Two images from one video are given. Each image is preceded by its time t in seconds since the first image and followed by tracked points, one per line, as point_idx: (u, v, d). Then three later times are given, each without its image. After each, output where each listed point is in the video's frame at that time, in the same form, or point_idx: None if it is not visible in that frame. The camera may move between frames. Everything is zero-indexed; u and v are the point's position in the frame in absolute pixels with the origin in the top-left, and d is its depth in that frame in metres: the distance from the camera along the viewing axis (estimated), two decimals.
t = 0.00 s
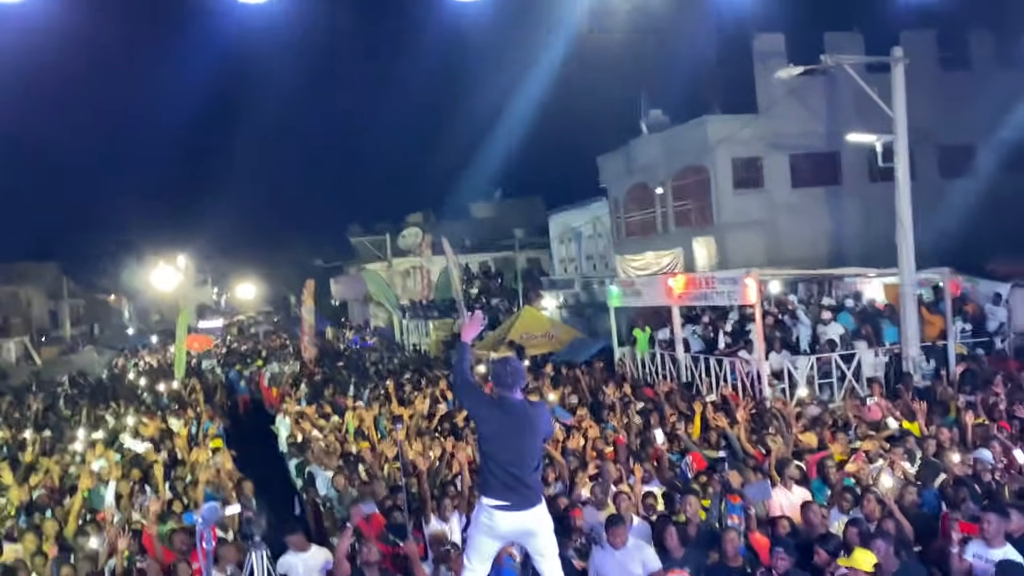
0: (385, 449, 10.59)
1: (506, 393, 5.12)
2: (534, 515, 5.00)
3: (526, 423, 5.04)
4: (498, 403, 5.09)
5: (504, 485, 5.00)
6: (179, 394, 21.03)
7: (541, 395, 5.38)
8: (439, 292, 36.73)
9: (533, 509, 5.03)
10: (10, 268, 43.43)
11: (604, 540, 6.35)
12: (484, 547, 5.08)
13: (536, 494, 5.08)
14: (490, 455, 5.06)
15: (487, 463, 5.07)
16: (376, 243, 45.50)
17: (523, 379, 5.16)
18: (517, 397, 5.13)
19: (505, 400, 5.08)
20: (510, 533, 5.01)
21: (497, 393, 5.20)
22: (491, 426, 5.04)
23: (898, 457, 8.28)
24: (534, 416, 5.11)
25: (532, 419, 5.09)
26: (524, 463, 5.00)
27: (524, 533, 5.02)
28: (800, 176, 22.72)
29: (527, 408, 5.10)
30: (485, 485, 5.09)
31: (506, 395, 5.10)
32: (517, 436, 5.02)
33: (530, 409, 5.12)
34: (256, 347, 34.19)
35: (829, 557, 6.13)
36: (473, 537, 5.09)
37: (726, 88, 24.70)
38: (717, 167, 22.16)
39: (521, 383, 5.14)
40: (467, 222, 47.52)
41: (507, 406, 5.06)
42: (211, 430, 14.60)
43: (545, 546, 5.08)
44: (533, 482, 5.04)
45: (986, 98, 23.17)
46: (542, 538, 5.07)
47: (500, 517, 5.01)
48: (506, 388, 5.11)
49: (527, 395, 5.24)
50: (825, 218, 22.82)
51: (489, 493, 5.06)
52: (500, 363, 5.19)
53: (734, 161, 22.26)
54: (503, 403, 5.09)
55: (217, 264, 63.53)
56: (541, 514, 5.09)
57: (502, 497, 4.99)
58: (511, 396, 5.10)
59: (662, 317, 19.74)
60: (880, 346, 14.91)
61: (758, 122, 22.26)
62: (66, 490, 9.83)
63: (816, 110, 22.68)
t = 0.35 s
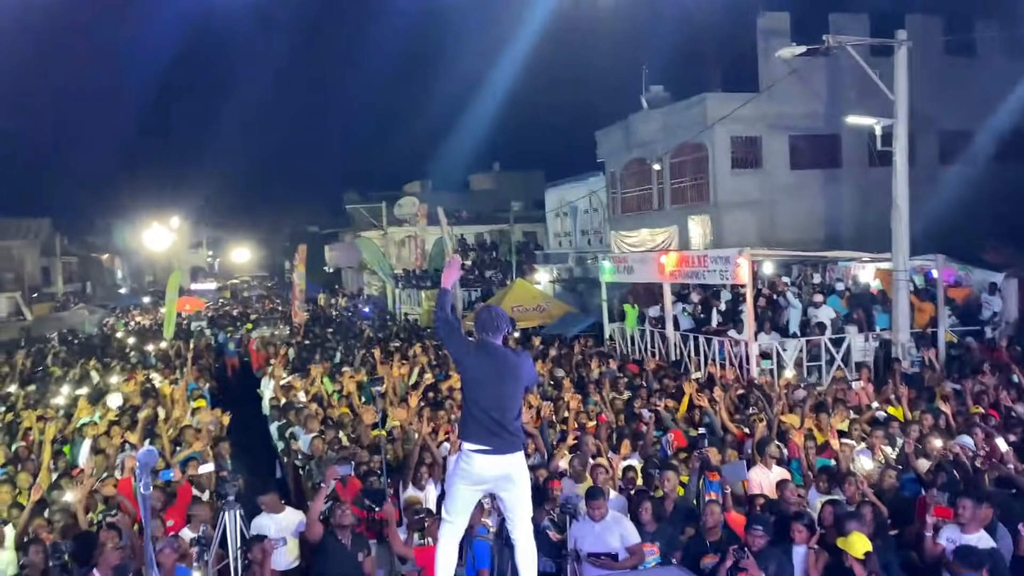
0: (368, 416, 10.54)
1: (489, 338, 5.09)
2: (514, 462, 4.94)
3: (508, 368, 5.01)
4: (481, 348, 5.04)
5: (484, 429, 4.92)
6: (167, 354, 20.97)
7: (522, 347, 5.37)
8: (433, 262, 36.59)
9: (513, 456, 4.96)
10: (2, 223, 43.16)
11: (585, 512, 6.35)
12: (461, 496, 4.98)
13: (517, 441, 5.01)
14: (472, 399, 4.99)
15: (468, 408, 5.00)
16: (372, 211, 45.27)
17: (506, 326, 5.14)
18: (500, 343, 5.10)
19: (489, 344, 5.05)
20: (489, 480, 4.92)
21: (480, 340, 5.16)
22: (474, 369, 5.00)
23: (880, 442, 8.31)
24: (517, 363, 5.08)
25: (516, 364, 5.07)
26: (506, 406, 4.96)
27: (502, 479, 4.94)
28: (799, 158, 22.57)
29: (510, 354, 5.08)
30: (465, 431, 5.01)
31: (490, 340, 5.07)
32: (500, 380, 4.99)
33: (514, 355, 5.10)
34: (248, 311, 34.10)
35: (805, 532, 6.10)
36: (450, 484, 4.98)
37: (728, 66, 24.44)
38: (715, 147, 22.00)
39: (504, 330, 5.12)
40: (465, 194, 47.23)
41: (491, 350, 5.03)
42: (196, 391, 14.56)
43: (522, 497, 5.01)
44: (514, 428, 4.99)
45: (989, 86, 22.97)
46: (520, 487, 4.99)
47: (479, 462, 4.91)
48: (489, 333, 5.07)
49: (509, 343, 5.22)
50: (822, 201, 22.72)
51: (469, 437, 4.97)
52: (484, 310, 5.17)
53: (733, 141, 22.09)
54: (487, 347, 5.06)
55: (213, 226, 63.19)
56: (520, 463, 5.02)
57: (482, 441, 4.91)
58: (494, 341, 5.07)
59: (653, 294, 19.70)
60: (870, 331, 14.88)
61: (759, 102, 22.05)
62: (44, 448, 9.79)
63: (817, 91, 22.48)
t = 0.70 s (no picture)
0: (439, 428, 10.63)
1: (537, 372, 5.03)
2: (563, 500, 4.91)
3: (558, 405, 4.93)
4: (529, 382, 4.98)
5: (533, 466, 4.87)
6: (252, 359, 21.55)
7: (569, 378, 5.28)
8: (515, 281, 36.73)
9: (561, 493, 4.94)
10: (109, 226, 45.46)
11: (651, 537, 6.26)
12: (510, 530, 4.94)
13: (564, 477, 4.97)
14: (519, 434, 4.93)
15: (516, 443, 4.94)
16: (458, 228, 45.78)
17: (554, 359, 5.06)
18: (548, 376, 5.04)
19: (539, 379, 4.98)
20: (536, 516, 4.90)
21: (527, 373, 5.09)
22: (522, 405, 4.91)
23: (961, 485, 8.03)
24: (566, 399, 5.01)
25: (566, 401, 4.99)
26: (556, 445, 4.90)
27: (551, 516, 4.91)
28: (893, 190, 21.87)
29: (558, 389, 5.01)
30: (511, 466, 4.95)
31: (538, 374, 5.01)
32: (549, 416, 4.91)
33: (562, 391, 5.02)
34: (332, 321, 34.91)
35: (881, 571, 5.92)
36: (495, 519, 4.93)
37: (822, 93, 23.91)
38: (807, 176, 21.49)
39: (551, 364, 5.04)
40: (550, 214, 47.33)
41: (540, 386, 4.96)
42: (277, 394, 14.95)
43: (568, 531, 5.02)
44: (563, 464, 4.94)
45: None
46: (567, 523, 5.00)
47: (527, 499, 4.87)
48: (537, 367, 5.00)
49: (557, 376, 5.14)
50: (916, 236, 21.96)
51: (516, 474, 4.92)
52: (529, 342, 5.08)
53: (825, 170, 21.53)
54: (535, 381, 5.00)
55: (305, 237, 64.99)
56: (567, 499, 5.00)
57: (531, 479, 4.87)
58: (544, 375, 5.01)
59: (735, 323, 19.33)
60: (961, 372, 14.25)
61: (854, 132, 21.47)
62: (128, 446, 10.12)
63: (915, 123, 21.78)
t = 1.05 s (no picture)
0: (465, 423, 10.70)
1: (561, 342, 5.20)
2: (576, 466, 4.92)
3: (575, 371, 5.04)
4: (552, 349, 5.15)
5: (547, 430, 4.95)
6: (286, 352, 21.77)
7: (597, 356, 5.39)
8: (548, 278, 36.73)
9: (576, 462, 4.94)
10: (148, 220, 46.22)
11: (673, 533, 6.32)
12: (527, 499, 5.00)
13: (580, 447, 4.99)
14: (538, 400, 5.06)
15: (535, 409, 5.06)
16: (493, 226, 45.87)
17: (579, 332, 5.23)
18: (574, 347, 5.19)
19: (560, 346, 5.15)
20: (551, 484, 4.92)
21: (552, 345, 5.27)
22: (542, 370, 5.08)
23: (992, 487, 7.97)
24: (586, 367, 5.11)
25: (585, 369, 5.09)
26: (569, 409, 4.97)
27: (565, 484, 4.92)
28: (934, 190, 21.48)
29: (581, 358, 5.14)
30: (530, 433, 5.05)
31: (561, 343, 5.17)
32: (567, 382, 5.02)
33: (583, 360, 5.13)
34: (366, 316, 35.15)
35: (907, 570, 5.94)
36: (517, 488, 5.01)
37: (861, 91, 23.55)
38: (844, 173, 21.13)
39: (577, 335, 5.21)
40: (586, 214, 47.18)
41: (562, 353, 5.12)
42: (307, 387, 15.12)
43: (585, 505, 4.97)
44: (577, 432, 4.98)
45: None
46: (583, 496, 4.96)
47: (541, 464, 4.93)
48: (562, 336, 5.17)
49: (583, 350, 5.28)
50: (955, 237, 21.59)
51: (533, 440, 5.01)
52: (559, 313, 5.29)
53: (863, 167, 21.19)
54: (558, 350, 5.16)
55: (343, 234, 65.44)
56: (584, 470, 4.98)
57: (544, 442, 4.94)
58: (568, 345, 5.17)
59: (768, 322, 19.12)
60: (999, 374, 14.02)
61: (893, 129, 21.12)
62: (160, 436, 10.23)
63: (956, 121, 21.40)
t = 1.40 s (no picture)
0: (452, 400, 10.74)
1: (551, 336, 5.10)
2: (565, 462, 4.87)
3: (566, 367, 4.96)
4: (542, 343, 5.06)
5: (536, 427, 4.88)
6: (276, 331, 21.75)
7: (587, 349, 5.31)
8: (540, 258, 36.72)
9: (564, 456, 4.90)
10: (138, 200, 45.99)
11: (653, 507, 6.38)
12: (511, 490, 4.94)
13: (568, 441, 4.94)
14: (526, 395, 4.98)
15: (522, 403, 4.99)
16: (485, 207, 45.74)
17: (569, 326, 5.13)
18: (563, 341, 5.10)
19: (551, 341, 5.05)
20: (537, 476, 4.87)
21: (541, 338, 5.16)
22: (531, 364, 4.99)
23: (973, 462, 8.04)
24: (577, 363, 5.03)
25: (576, 365, 5.02)
26: (559, 405, 4.91)
27: (551, 478, 4.88)
28: (923, 169, 21.48)
29: (571, 352, 5.05)
30: (516, 425, 4.98)
31: (550, 338, 5.07)
32: (557, 378, 4.95)
33: (574, 356, 5.05)
34: (357, 296, 35.12)
35: (887, 547, 5.85)
36: (498, 476, 4.95)
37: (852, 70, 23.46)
38: (834, 152, 21.16)
39: (566, 330, 5.10)
40: (579, 195, 47.08)
41: (552, 347, 5.03)
42: (295, 365, 15.11)
43: (572, 499, 4.94)
44: (566, 427, 4.92)
45: None
46: (569, 488, 4.93)
47: (528, 459, 4.85)
48: (552, 330, 5.08)
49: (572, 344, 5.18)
50: (944, 217, 21.60)
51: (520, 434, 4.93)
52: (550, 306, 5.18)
53: (853, 146, 21.20)
54: (547, 345, 5.07)
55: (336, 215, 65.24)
56: (571, 464, 4.94)
57: (532, 437, 4.87)
58: (557, 339, 5.07)
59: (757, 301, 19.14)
60: (985, 352, 14.08)
61: (883, 108, 21.09)
62: (146, 418, 10.13)
63: (946, 100, 21.36)
